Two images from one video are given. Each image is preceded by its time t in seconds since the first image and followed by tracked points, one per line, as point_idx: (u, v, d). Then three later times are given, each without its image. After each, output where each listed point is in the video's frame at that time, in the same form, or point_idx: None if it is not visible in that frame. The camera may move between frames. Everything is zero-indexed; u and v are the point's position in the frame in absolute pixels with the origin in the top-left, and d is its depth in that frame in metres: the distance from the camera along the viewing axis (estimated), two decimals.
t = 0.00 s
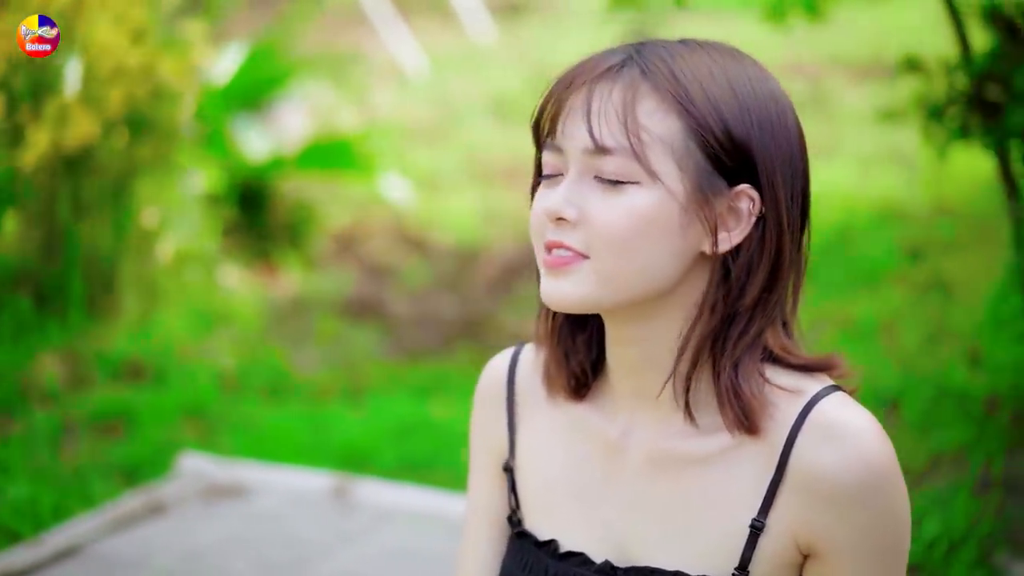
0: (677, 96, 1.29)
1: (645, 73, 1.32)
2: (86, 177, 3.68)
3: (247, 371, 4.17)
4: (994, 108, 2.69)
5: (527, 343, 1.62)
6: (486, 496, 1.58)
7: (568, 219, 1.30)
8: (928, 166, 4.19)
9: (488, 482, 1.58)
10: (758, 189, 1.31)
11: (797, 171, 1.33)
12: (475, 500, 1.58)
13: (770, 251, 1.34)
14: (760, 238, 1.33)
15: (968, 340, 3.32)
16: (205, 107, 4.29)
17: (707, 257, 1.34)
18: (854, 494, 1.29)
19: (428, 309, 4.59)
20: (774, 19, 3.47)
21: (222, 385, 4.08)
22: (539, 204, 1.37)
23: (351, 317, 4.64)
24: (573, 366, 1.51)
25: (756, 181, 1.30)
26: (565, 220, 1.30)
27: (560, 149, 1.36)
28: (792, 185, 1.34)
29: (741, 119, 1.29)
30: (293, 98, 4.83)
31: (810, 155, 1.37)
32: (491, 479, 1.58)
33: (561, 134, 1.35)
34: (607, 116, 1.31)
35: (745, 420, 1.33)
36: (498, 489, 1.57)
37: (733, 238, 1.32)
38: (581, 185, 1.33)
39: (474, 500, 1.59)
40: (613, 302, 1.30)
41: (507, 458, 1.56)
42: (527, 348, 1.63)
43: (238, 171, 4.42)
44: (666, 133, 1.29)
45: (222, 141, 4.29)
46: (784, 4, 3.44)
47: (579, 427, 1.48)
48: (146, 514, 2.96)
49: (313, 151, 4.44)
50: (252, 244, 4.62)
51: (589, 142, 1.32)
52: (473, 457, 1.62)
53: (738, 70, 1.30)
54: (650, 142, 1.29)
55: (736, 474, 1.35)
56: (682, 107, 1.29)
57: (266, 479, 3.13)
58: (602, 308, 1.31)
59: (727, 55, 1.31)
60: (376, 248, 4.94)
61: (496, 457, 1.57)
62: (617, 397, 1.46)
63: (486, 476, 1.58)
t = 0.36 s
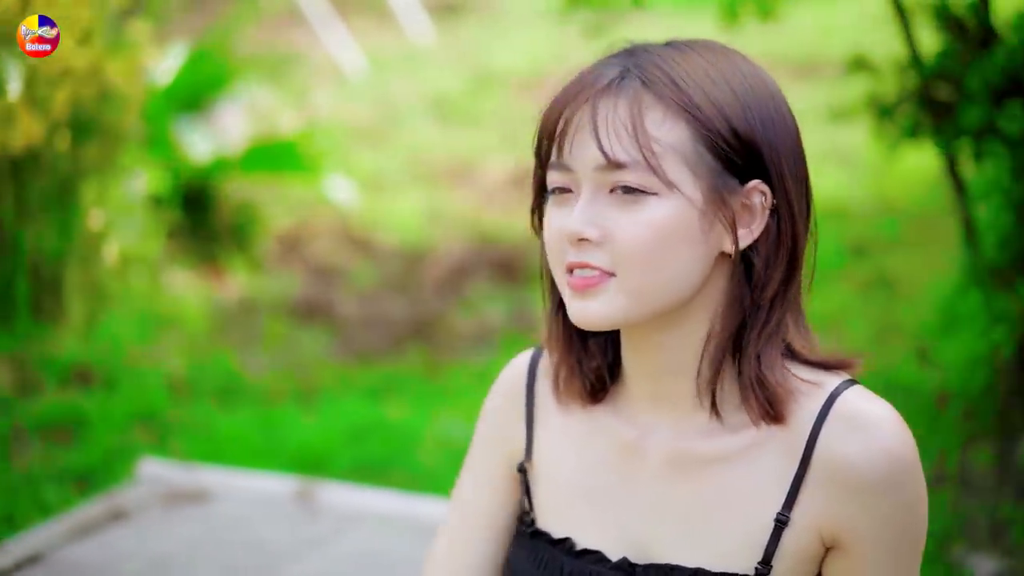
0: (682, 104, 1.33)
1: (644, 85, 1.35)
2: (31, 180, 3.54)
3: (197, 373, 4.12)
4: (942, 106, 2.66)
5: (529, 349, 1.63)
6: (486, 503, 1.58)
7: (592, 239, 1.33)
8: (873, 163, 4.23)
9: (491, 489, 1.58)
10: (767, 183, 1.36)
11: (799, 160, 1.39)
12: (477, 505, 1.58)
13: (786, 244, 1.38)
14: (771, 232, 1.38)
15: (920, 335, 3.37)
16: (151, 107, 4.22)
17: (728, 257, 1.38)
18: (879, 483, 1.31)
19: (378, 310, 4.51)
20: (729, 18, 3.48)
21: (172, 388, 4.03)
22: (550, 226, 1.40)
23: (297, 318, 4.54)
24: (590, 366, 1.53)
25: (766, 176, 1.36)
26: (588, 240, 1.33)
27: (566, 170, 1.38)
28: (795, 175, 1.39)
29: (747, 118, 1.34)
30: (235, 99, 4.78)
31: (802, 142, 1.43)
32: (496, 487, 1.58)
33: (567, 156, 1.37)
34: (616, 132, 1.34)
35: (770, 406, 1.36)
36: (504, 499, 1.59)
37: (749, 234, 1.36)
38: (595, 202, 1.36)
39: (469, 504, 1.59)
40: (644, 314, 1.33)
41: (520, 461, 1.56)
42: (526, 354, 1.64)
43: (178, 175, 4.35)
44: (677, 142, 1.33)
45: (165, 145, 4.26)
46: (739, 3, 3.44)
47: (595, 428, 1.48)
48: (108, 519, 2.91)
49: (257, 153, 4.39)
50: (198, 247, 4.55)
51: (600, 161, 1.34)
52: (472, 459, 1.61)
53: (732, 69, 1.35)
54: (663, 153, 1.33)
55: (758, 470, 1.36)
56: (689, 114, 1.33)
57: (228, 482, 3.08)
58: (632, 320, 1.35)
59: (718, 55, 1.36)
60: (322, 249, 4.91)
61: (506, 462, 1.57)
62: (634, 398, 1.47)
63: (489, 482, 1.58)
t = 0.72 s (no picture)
0: (681, 112, 1.35)
1: (638, 99, 1.36)
2: None
3: (141, 375, 4.10)
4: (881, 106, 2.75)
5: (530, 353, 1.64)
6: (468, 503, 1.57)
7: (613, 257, 1.33)
8: (809, 163, 4.31)
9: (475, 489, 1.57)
10: (766, 175, 1.39)
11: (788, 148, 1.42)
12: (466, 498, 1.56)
13: (792, 233, 1.42)
14: (778, 222, 1.41)
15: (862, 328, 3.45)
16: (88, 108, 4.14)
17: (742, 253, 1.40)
18: (897, 473, 1.34)
19: (320, 311, 4.53)
20: (676, 20, 3.50)
21: (116, 392, 4.00)
22: (563, 249, 1.40)
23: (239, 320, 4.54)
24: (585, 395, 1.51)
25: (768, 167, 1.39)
26: (609, 258, 1.33)
27: (572, 192, 1.38)
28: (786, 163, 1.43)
29: (742, 116, 1.37)
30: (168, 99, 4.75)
31: (785, 132, 1.47)
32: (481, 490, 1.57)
33: (572, 179, 1.37)
34: (621, 149, 1.34)
35: (789, 392, 1.39)
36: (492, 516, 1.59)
37: (759, 228, 1.39)
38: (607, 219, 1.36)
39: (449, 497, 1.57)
40: (672, 321, 1.35)
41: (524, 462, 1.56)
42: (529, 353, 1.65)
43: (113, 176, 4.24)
44: (682, 149, 1.35)
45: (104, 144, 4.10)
46: (686, 5, 3.47)
47: (608, 427, 1.50)
48: (63, 527, 2.81)
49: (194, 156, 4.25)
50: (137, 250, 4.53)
51: (608, 179, 1.35)
52: (456, 458, 1.60)
53: (716, 67, 1.38)
54: (671, 163, 1.34)
55: (776, 466, 1.38)
56: (689, 120, 1.35)
57: (186, 487, 2.99)
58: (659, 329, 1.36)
59: (699, 57, 1.38)
60: (261, 249, 4.93)
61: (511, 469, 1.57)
62: (648, 396, 1.48)
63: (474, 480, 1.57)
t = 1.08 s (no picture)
0: (672, 115, 1.38)
1: (628, 105, 1.38)
2: None
3: (84, 382, 4.12)
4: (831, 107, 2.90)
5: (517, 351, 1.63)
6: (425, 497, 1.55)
7: (619, 263, 1.34)
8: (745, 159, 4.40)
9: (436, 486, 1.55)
10: (755, 169, 1.43)
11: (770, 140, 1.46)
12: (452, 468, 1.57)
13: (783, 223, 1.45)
14: (771, 216, 1.44)
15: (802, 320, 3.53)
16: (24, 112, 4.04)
17: (741, 247, 1.43)
18: (894, 463, 1.36)
19: (262, 311, 4.55)
20: (622, 20, 3.53)
21: (59, 398, 4.00)
22: (565, 259, 1.41)
23: (181, 324, 4.54)
24: (585, 386, 1.52)
25: (758, 162, 1.42)
26: (616, 264, 1.35)
27: (570, 202, 1.40)
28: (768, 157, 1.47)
29: (729, 114, 1.40)
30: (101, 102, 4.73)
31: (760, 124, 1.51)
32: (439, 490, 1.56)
33: (570, 190, 1.38)
34: (618, 157, 1.36)
35: (789, 378, 1.41)
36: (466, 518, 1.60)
37: (755, 223, 1.42)
38: (609, 226, 1.37)
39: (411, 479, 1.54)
40: (679, 321, 1.37)
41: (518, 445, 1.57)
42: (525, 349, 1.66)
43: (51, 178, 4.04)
44: (676, 152, 1.37)
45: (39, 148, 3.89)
46: (633, 4, 3.48)
47: (607, 422, 1.51)
48: (16, 532, 2.76)
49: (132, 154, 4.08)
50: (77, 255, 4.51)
51: (607, 187, 1.36)
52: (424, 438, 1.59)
53: (698, 68, 1.41)
54: (667, 166, 1.36)
55: (775, 460, 1.39)
56: (680, 122, 1.38)
57: (141, 489, 2.95)
58: (666, 330, 1.38)
59: (680, 59, 1.41)
60: (200, 251, 4.96)
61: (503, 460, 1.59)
62: (646, 389, 1.48)
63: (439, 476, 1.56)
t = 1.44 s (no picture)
0: (657, 116, 1.40)
1: (613, 109, 1.40)
2: None
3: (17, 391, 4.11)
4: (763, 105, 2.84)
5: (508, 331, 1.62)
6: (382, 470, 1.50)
7: (613, 264, 1.36)
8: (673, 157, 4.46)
9: (395, 463, 1.50)
10: (738, 165, 1.45)
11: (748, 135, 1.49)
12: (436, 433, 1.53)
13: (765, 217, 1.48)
14: (753, 210, 1.47)
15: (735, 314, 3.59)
16: None
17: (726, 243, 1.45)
18: (879, 455, 1.37)
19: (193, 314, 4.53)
20: (558, 19, 3.53)
21: None
22: (554, 263, 1.41)
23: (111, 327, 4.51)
24: (567, 380, 1.51)
25: (740, 157, 1.45)
26: (609, 266, 1.36)
27: (558, 207, 1.41)
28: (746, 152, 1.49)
29: (711, 112, 1.42)
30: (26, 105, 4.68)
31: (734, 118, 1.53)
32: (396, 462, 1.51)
33: (560, 195, 1.39)
34: (607, 160, 1.38)
35: (775, 371, 1.43)
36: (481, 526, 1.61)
37: (738, 219, 1.45)
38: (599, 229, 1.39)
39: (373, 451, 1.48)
40: (672, 319, 1.39)
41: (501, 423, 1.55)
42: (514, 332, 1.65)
43: None
44: (663, 153, 1.39)
45: None
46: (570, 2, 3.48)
47: (594, 415, 1.51)
48: None
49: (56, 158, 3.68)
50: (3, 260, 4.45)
51: (597, 191, 1.37)
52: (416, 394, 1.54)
53: (678, 67, 1.43)
54: (656, 167, 1.38)
55: (761, 453, 1.41)
56: (666, 123, 1.40)
57: (85, 495, 2.92)
58: (661, 329, 1.40)
59: (659, 60, 1.44)
60: (128, 257, 4.95)
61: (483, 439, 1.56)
62: (631, 384, 1.49)
63: (405, 449, 1.50)
